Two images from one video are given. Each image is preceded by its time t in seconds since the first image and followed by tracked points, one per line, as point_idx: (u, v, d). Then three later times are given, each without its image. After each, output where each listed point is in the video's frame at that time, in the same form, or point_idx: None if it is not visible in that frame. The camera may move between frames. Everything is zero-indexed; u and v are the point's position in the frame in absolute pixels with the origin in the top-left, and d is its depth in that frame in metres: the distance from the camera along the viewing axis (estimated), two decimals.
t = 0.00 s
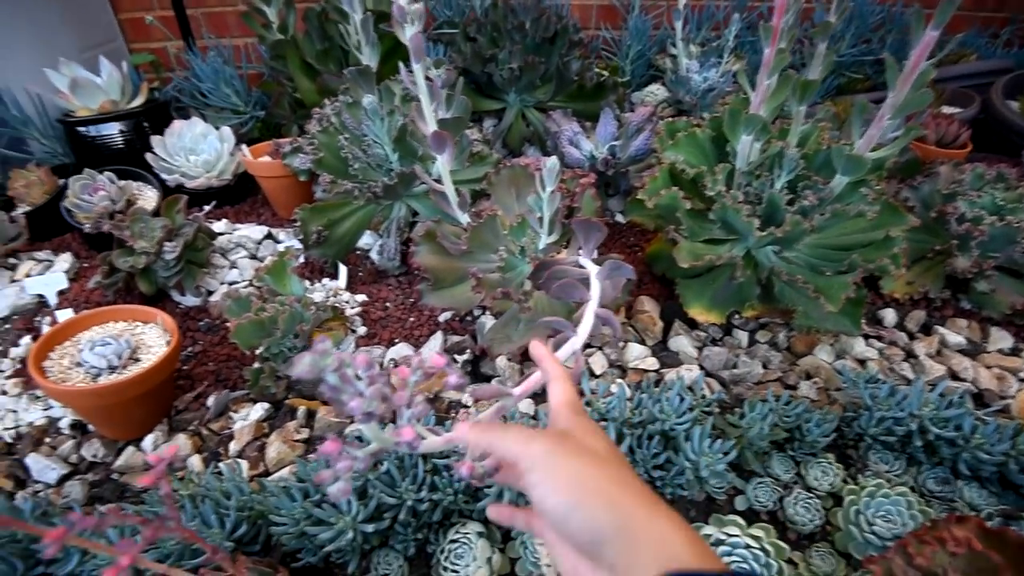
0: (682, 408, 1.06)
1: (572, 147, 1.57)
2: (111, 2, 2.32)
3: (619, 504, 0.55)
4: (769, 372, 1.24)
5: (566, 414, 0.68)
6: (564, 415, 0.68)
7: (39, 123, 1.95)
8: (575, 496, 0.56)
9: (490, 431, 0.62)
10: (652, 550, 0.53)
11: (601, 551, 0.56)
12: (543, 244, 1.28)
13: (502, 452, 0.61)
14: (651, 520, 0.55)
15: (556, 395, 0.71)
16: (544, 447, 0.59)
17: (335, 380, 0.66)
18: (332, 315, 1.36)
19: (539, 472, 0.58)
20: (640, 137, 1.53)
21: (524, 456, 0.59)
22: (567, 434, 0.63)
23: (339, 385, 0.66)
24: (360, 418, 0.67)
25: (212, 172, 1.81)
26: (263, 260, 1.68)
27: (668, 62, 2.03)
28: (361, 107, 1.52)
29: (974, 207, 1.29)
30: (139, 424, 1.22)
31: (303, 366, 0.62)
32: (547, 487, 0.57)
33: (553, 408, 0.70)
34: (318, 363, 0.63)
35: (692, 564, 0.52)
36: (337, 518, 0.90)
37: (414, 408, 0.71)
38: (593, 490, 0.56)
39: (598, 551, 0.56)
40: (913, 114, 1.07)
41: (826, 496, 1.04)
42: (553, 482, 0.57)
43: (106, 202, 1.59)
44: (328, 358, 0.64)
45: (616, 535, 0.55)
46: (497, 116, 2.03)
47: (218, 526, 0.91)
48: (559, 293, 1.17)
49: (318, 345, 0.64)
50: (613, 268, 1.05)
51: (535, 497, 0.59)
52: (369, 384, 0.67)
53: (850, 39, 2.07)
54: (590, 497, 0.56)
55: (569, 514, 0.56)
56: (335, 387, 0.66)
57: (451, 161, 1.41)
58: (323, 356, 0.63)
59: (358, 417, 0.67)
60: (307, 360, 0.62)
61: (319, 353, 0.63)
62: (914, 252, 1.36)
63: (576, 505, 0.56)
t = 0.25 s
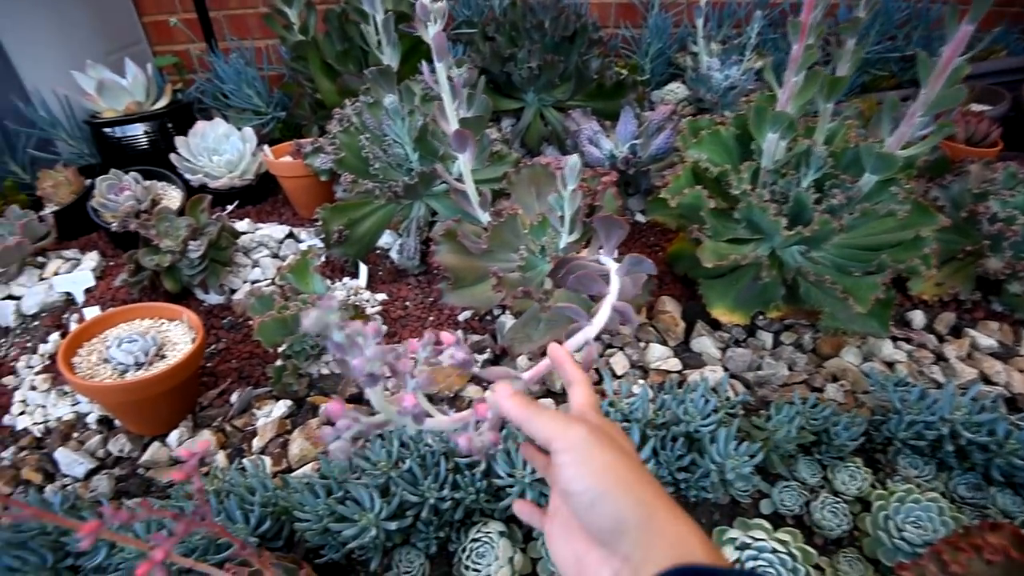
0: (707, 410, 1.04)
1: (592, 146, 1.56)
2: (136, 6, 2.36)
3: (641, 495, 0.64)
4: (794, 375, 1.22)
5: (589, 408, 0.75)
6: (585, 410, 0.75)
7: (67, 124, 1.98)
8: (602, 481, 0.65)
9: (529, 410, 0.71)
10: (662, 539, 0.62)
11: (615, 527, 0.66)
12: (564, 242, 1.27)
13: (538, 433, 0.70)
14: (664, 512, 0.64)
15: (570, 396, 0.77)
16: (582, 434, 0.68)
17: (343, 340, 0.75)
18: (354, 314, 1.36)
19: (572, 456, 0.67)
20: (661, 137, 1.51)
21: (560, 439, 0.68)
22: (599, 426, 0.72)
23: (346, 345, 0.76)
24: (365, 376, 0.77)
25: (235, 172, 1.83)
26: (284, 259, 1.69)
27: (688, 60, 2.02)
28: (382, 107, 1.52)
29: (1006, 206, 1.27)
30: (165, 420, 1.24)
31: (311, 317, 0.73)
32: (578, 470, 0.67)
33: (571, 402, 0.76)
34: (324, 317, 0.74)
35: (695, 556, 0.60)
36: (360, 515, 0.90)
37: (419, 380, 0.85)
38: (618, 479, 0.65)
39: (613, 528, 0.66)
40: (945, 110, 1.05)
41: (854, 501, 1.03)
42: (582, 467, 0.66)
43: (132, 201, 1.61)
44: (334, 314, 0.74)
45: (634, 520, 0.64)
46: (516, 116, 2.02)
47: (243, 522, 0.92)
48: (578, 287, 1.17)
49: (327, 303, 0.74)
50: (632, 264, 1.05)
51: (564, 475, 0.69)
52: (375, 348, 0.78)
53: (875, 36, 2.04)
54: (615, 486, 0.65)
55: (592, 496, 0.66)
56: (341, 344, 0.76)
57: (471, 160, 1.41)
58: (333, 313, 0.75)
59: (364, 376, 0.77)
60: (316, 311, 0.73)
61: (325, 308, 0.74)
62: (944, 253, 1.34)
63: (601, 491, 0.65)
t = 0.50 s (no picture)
0: (726, 404, 1.03)
1: (608, 136, 1.54)
2: None
3: (663, 487, 0.63)
4: (814, 369, 1.20)
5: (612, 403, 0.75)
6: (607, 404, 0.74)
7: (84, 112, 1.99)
8: (623, 470, 0.64)
9: (551, 399, 0.71)
10: (682, 532, 0.60)
11: (634, 519, 0.64)
12: (580, 233, 1.26)
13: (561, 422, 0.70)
14: (686, 505, 0.62)
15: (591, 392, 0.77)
16: (605, 423, 0.68)
17: (378, 335, 0.72)
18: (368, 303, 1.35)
19: (594, 444, 0.67)
20: (680, 126, 1.49)
21: (583, 427, 0.68)
22: (622, 418, 0.71)
23: (383, 341, 0.72)
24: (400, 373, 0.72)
25: (249, 160, 1.82)
26: (298, 247, 1.68)
27: (707, 49, 1.98)
28: (397, 95, 1.51)
29: None
30: (180, 407, 1.24)
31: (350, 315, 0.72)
32: (599, 458, 0.66)
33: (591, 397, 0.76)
34: (363, 315, 0.72)
35: (717, 549, 0.58)
36: (374, 504, 0.90)
37: (454, 375, 0.74)
38: (639, 470, 0.64)
39: (631, 520, 0.65)
40: (978, 99, 1.02)
41: (874, 498, 1.01)
42: (604, 456, 0.66)
43: (148, 189, 1.61)
44: (372, 311, 0.72)
45: (654, 511, 0.62)
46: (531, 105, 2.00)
47: (257, 509, 0.92)
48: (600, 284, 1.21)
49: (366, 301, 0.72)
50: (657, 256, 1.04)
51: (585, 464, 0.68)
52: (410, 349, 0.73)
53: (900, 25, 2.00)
54: (636, 475, 0.64)
55: (613, 484, 0.66)
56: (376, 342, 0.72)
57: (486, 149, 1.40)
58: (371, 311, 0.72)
59: (400, 373, 0.72)
60: (352, 310, 0.72)
61: (365, 307, 0.72)
62: (970, 247, 1.31)
63: (622, 480, 0.64)
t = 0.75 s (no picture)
0: (710, 402, 1.03)
1: (597, 135, 1.54)
2: None
3: (649, 467, 0.66)
4: (799, 368, 1.20)
5: (595, 379, 0.76)
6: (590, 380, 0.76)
7: (67, 107, 1.96)
8: (611, 450, 0.67)
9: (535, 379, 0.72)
10: (669, 510, 0.64)
11: (619, 496, 0.68)
12: (568, 232, 1.26)
13: (546, 400, 0.71)
14: (671, 484, 0.65)
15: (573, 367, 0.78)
16: (591, 401, 0.69)
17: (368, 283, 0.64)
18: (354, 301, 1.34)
19: (581, 423, 0.68)
20: (667, 125, 1.49)
21: (569, 406, 0.69)
22: (607, 394, 0.73)
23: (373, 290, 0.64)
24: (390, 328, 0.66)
25: (235, 157, 1.81)
26: (284, 245, 1.67)
27: (696, 48, 1.99)
28: (385, 92, 1.50)
29: (1018, 200, 1.25)
30: (161, 407, 1.23)
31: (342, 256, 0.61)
32: (585, 438, 0.68)
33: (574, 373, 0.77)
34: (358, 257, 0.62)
35: (701, 527, 0.62)
36: (357, 505, 0.89)
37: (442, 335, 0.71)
38: (626, 449, 0.66)
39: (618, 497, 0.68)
40: (962, 100, 1.02)
41: (856, 496, 1.01)
42: (590, 436, 0.68)
43: (132, 185, 1.59)
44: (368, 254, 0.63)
45: (641, 490, 0.66)
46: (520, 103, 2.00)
47: (239, 510, 0.91)
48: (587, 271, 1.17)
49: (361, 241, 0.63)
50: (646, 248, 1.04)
51: (571, 442, 0.70)
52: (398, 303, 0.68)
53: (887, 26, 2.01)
54: (623, 455, 0.66)
55: (599, 463, 0.68)
56: (367, 288, 0.64)
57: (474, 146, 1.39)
58: (369, 250, 0.63)
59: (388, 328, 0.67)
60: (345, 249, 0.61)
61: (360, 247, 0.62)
62: (953, 247, 1.32)
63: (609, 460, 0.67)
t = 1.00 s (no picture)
0: (688, 400, 1.05)
1: (579, 136, 1.55)
2: None
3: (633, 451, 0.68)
4: (776, 365, 1.22)
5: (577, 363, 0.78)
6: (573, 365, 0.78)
7: (43, 109, 1.94)
8: (595, 435, 0.69)
9: (519, 365, 0.74)
10: (652, 492, 0.67)
11: (603, 480, 0.70)
12: (549, 232, 1.27)
13: (531, 385, 0.73)
14: (654, 467, 0.68)
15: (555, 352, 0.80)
16: (575, 386, 0.71)
17: (347, 256, 0.63)
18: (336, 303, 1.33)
19: (565, 408, 0.70)
20: (648, 127, 1.51)
21: (553, 392, 0.71)
22: (589, 378, 0.75)
23: (353, 265, 0.64)
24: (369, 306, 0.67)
25: (216, 159, 1.79)
26: (265, 248, 1.66)
27: (675, 50, 2.00)
28: (365, 95, 1.50)
29: (987, 198, 1.27)
30: (140, 412, 1.22)
31: (323, 229, 0.60)
32: (569, 423, 0.70)
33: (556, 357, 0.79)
34: (339, 229, 0.61)
35: (683, 509, 0.65)
36: (338, 508, 0.90)
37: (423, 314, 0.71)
38: (610, 433, 0.69)
39: (602, 480, 0.70)
40: (929, 102, 1.05)
41: (832, 491, 1.03)
42: (574, 420, 0.70)
43: (109, 188, 1.57)
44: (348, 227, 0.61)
45: (624, 474, 0.68)
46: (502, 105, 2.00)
47: (218, 515, 0.91)
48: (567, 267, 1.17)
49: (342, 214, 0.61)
50: (625, 244, 1.08)
51: (555, 427, 0.72)
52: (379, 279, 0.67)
53: (862, 28, 2.04)
54: (607, 440, 0.69)
55: (583, 448, 0.70)
56: (348, 262, 0.63)
57: (455, 148, 1.39)
58: (350, 223, 0.62)
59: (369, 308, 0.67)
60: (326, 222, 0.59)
61: (341, 221, 0.61)
62: (926, 244, 1.35)
63: (593, 444, 0.69)
